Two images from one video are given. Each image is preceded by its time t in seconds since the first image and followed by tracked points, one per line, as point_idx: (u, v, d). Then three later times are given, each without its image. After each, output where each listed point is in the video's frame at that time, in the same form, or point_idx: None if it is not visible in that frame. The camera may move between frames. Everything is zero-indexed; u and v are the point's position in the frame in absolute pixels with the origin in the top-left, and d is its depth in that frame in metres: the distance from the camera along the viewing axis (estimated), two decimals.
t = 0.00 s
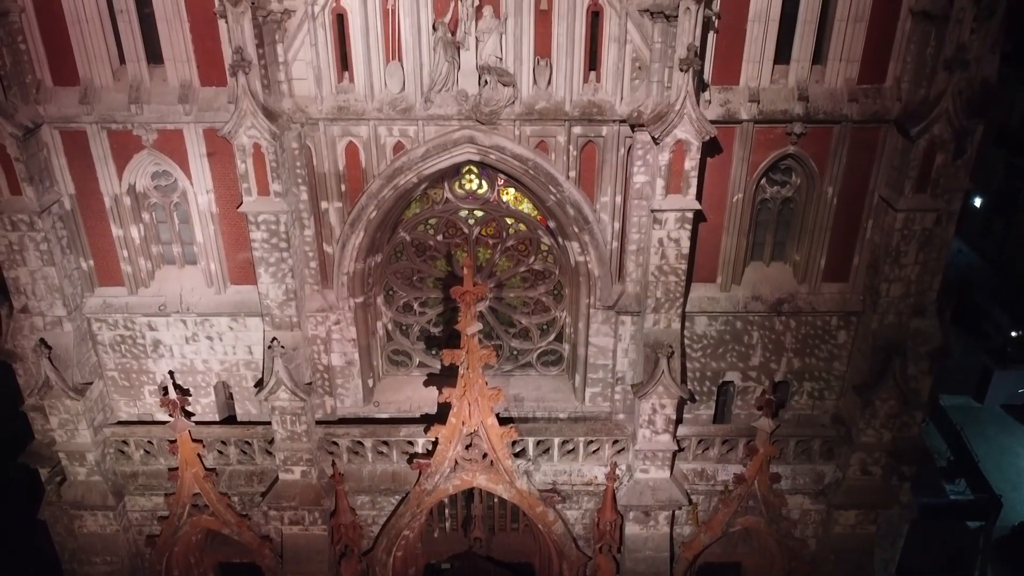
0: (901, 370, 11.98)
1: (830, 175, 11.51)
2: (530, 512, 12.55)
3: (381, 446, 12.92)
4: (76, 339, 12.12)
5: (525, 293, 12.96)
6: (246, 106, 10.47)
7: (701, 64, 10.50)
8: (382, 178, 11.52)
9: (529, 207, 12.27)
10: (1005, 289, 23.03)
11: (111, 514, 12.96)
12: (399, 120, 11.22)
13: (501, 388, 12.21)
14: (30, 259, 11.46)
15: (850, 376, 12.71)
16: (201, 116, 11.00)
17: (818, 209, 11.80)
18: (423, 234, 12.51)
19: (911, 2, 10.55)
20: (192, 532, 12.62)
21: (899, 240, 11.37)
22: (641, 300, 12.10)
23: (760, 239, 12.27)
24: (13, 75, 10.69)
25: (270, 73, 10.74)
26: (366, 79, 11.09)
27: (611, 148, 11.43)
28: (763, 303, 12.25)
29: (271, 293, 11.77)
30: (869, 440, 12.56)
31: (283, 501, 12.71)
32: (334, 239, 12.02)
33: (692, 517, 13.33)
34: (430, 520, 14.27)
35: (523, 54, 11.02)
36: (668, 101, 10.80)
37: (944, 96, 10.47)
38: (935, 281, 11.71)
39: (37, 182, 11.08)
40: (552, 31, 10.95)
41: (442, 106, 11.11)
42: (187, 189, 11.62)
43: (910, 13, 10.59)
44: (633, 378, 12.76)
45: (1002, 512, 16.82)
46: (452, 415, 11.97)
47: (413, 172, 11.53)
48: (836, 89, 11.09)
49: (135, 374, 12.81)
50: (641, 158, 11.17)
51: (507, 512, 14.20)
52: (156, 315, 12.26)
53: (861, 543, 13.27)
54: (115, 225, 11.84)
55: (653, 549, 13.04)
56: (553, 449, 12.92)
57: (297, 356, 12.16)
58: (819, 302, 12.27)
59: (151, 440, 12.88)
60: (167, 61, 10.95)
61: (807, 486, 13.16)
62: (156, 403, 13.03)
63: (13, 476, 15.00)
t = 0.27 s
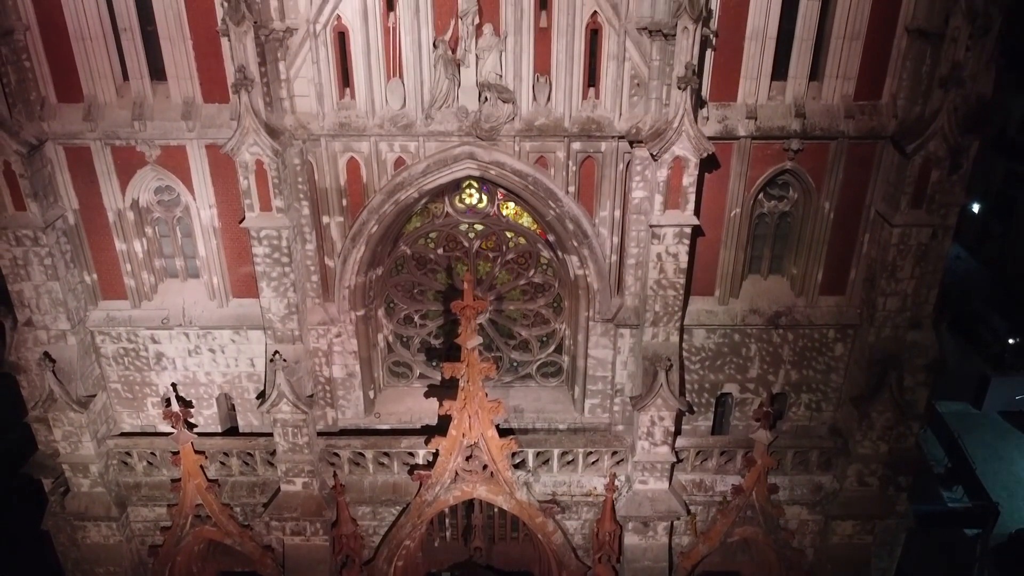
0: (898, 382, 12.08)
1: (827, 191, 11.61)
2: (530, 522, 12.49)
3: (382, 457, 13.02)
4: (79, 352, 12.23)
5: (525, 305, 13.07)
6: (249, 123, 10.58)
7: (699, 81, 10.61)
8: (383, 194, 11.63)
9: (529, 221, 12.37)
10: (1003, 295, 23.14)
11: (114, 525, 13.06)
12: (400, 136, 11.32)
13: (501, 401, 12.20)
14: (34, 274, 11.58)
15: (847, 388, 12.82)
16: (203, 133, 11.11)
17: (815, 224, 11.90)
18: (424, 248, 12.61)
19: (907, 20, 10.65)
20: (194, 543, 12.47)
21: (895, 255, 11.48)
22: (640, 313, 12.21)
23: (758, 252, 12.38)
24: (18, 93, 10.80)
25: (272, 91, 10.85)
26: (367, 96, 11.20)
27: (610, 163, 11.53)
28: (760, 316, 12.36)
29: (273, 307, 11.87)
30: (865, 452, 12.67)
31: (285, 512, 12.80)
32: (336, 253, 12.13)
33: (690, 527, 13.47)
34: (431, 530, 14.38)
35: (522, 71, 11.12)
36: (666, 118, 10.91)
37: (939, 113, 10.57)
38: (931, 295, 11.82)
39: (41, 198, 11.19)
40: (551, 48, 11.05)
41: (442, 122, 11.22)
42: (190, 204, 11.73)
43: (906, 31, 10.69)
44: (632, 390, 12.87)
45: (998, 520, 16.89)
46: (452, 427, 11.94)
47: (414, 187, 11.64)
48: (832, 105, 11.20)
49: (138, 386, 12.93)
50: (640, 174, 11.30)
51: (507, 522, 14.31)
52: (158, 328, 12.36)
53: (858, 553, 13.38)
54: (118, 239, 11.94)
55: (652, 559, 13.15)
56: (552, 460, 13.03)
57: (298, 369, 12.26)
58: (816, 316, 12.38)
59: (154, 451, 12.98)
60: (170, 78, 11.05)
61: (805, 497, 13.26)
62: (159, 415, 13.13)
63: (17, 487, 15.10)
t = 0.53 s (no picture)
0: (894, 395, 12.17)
1: (823, 205, 11.71)
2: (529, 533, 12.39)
3: (383, 468, 13.11)
4: (83, 365, 12.33)
5: (524, 318, 13.17)
6: (251, 140, 10.68)
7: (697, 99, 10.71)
8: (384, 208, 11.74)
9: (528, 234, 12.47)
10: (1000, 301, 23.30)
11: (117, 536, 13.17)
12: (401, 152, 11.42)
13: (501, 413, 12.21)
14: (38, 288, 11.68)
15: (845, 400, 12.92)
16: (206, 149, 11.21)
17: (811, 238, 12.01)
18: (425, 261, 12.71)
19: (903, 37, 10.75)
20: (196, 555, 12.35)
21: (892, 269, 11.59)
22: (639, 326, 12.31)
23: (755, 266, 12.48)
24: (22, 110, 10.90)
25: (274, 107, 10.94)
26: (368, 112, 11.31)
27: (608, 178, 11.63)
28: (758, 328, 12.46)
29: (275, 321, 11.97)
30: (862, 463, 12.76)
31: (287, 523, 12.91)
32: (337, 266, 12.24)
33: (688, 537, 13.57)
34: (431, 539, 14.50)
35: (522, 88, 11.23)
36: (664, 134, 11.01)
37: (935, 130, 10.67)
38: (927, 308, 11.92)
39: (46, 213, 11.29)
40: (550, 65, 11.14)
41: (443, 138, 11.33)
42: (192, 219, 11.83)
43: (902, 48, 10.80)
44: (631, 402, 12.98)
45: (996, 527, 16.93)
46: (452, 439, 11.91)
47: (415, 202, 11.74)
48: (829, 121, 11.30)
49: (141, 398, 13.03)
50: (638, 189, 11.32)
51: (507, 531, 14.44)
52: (161, 341, 12.46)
53: (856, 563, 13.48)
54: (122, 254, 12.05)
55: (650, 569, 13.26)
56: (552, 471, 13.13)
57: (300, 382, 12.36)
58: (814, 328, 12.48)
59: (157, 463, 13.07)
60: (173, 95, 11.16)
61: (803, 508, 13.36)
62: (162, 426, 13.23)
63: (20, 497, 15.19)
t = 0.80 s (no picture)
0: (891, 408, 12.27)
1: (820, 220, 11.82)
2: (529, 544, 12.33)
3: (383, 479, 13.22)
4: (86, 378, 12.45)
5: (524, 330, 13.28)
6: (253, 157, 10.80)
7: (694, 116, 10.82)
8: (385, 223, 11.85)
9: (528, 248, 12.58)
10: (999, 307, 23.38)
11: (120, 546, 13.28)
12: (401, 168, 11.53)
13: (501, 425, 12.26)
14: (43, 303, 11.80)
15: (841, 412, 13.03)
16: (208, 165, 11.32)
17: (808, 252, 12.12)
18: (425, 274, 12.82)
19: (898, 55, 10.87)
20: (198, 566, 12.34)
21: (887, 283, 11.71)
22: (637, 339, 12.42)
23: (753, 279, 12.59)
24: (26, 127, 11.02)
25: (276, 125, 11.05)
26: (369, 128, 11.41)
27: (607, 194, 11.74)
28: (755, 341, 12.58)
29: (277, 334, 12.08)
30: (859, 474, 12.87)
31: (288, 534, 13.01)
32: (338, 280, 12.35)
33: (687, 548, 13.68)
34: (431, 549, 14.59)
35: (522, 104, 11.34)
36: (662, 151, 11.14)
37: (930, 147, 10.78)
38: (923, 321, 12.03)
39: (50, 229, 11.40)
40: (549, 82, 11.26)
41: (443, 154, 11.45)
42: (195, 234, 11.94)
43: (897, 66, 10.91)
44: (630, 414, 13.09)
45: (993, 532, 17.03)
46: (452, 451, 11.93)
47: (415, 217, 11.85)
48: (825, 138, 11.42)
49: (143, 410, 13.14)
50: (637, 205, 11.47)
51: (507, 540, 14.54)
52: (164, 353, 12.57)
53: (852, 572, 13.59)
54: (125, 268, 12.16)
55: None
56: (551, 482, 13.22)
57: (302, 395, 12.47)
58: (810, 341, 12.60)
59: (160, 474, 13.17)
60: (176, 112, 11.27)
61: (800, 518, 13.47)
62: (164, 438, 13.35)
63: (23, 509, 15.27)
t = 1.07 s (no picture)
0: (886, 421, 12.38)
1: (816, 235, 11.95)
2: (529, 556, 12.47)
3: (384, 490, 13.34)
4: (90, 392, 12.57)
5: (523, 343, 13.40)
6: (255, 175, 10.91)
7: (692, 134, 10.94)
8: (386, 239, 11.98)
9: (527, 262, 12.70)
10: (996, 314, 23.51)
11: (123, 557, 13.41)
12: (402, 185, 11.66)
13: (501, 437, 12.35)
14: (47, 317, 11.92)
15: (838, 424, 13.16)
16: (211, 182, 11.44)
17: (805, 267, 12.25)
18: (426, 288, 12.95)
19: (894, 74, 11.00)
20: None
21: (883, 298, 11.83)
22: (635, 352, 12.55)
23: (750, 293, 12.72)
24: (31, 145, 11.14)
25: (278, 143, 11.17)
26: (370, 146, 11.52)
27: (605, 210, 11.87)
28: (753, 354, 12.71)
29: (279, 348, 12.21)
30: (855, 486, 12.99)
31: (290, 546, 13.12)
32: (340, 294, 12.48)
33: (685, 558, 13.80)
34: (432, 559, 14.69)
35: (521, 122, 11.46)
36: (660, 168, 11.28)
37: (924, 165, 10.91)
38: (918, 336, 12.16)
39: (54, 245, 11.53)
40: (549, 100, 11.38)
41: (443, 171, 11.57)
42: (198, 249, 12.07)
43: (892, 84, 11.04)
44: (628, 426, 13.22)
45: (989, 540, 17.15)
46: (453, 463, 12.02)
47: (416, 233, 11.98)
48: (821, 154, 11.54)
49: (147, 423, 13.26)
50: (635, 222, 11.63)
51: (507, 550, 14.66)
52: (167, 367, 12.70)
53: None
54: (128, 283, 12.28)
55: None
56: (551, 493, 13.34)
57: (303, 408, 12.60)
58: (807, 354, 12.73)
59: (163, 486, 13.30)
60: (180, 130, 11.39)
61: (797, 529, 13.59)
62: (167, 450, 13.47)
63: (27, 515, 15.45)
